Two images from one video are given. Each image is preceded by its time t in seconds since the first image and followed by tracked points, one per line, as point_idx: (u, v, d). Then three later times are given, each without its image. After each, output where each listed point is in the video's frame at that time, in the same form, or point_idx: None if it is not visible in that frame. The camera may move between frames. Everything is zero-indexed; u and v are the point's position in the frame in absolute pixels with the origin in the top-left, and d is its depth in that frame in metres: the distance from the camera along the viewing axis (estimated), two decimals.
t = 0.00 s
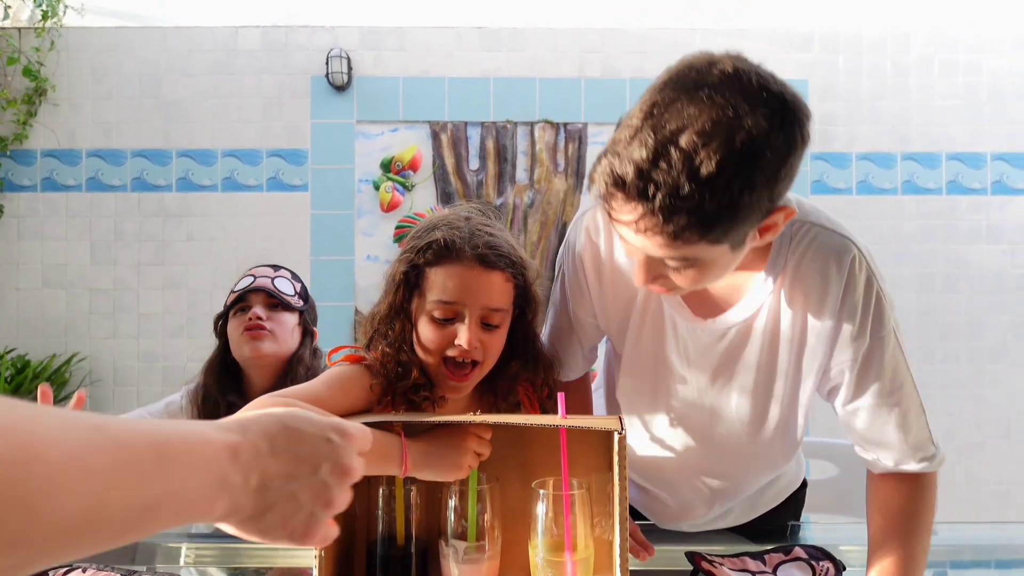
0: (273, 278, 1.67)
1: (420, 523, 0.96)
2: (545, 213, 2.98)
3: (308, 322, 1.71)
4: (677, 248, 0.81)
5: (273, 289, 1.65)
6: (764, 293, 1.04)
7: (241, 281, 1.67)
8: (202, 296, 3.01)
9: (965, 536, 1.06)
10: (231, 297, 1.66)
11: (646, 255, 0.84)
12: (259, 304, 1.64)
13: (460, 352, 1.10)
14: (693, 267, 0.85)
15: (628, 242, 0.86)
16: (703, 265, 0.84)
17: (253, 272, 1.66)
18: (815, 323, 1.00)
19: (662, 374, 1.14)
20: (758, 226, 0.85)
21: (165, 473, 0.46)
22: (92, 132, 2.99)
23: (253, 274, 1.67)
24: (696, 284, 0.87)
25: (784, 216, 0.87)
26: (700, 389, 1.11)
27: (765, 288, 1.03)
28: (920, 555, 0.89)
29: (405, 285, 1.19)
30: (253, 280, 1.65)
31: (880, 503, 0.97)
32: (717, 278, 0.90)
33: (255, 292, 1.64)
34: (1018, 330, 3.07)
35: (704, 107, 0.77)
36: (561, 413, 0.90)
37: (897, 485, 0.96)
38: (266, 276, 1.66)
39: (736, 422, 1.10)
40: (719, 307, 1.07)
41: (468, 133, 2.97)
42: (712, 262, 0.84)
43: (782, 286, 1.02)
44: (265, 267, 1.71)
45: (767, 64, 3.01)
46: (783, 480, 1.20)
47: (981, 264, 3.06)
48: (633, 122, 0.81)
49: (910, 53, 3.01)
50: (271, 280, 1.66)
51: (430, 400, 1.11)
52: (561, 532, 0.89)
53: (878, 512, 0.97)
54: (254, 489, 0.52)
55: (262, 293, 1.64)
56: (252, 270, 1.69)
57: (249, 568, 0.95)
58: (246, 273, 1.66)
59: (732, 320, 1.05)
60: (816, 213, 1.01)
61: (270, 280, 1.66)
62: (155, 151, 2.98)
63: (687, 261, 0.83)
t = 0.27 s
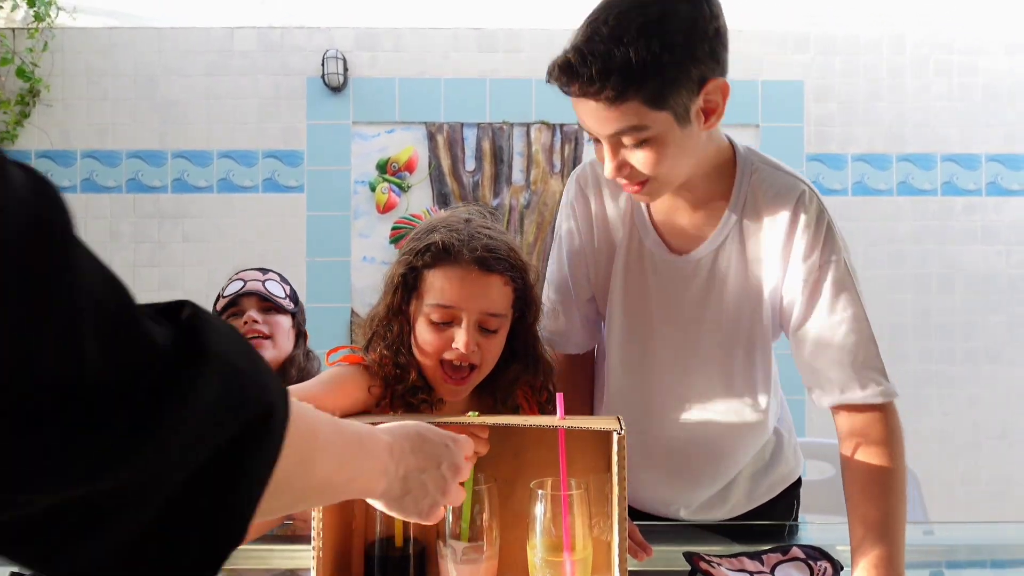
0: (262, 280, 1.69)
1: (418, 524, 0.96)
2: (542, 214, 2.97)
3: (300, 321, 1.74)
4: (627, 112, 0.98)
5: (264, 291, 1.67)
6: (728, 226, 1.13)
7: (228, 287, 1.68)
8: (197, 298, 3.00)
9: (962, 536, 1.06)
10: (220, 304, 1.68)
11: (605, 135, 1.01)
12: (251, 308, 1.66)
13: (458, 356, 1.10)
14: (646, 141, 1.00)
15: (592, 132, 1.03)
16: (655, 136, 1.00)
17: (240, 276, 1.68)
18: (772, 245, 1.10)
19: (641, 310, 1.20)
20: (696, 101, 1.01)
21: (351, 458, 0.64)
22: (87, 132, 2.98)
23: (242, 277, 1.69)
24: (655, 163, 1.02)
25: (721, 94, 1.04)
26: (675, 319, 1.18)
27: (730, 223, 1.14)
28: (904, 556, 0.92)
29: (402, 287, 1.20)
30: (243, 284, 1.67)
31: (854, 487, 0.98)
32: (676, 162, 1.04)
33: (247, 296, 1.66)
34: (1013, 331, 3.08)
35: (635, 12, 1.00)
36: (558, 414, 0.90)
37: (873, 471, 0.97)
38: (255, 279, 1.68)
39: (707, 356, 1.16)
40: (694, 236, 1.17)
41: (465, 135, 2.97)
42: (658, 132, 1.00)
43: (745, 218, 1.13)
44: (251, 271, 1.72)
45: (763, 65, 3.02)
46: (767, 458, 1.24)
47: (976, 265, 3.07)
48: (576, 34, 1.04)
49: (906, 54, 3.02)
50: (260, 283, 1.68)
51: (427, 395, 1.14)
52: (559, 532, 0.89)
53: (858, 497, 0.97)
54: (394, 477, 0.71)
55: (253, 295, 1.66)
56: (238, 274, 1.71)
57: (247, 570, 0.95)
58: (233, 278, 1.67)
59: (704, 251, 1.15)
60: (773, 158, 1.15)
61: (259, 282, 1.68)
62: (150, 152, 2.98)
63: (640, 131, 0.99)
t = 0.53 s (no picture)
0: (259, 281, 1.65)
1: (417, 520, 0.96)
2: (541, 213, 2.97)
3: (301, 320, 1.70)
4: (600, 70, 1.18)
5: (262, 293, 1.63)
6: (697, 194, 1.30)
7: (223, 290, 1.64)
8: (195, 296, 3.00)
9: (962, 536, 1.06)
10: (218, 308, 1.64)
11: (584, 98, 1.20)
12: (251, 311, 1.62)
13: (460, 357, 1.10)
14: (619, 98, 1.20)
15: (573, 103, 1.22)
16: (626, 91, 1.19)
17: (235, 278, 1.64)
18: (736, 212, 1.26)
19: (625, 283, 1.34)
20: (652, 62, 1.23)
21: (398, 474, 0.64)
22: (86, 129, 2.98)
23: (237, 278, 1.65)
24: (630, 119, 1.21)
25: (671, 59, 1.25)
26: (657, 287, 1.32)
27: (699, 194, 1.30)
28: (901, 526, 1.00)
29: (406, 286, 1.19)
30: (240, 286, 1.63)
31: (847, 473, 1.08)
32: (648, 116, 1.23)
33: (245, 299, 1.62)
34: (1012, 332, 3.08)
35: (598, 0, 1.23)
36: (558, 412, 0.90)
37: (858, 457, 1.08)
38: (252, 281, 1.64)
39: (687, 318, 1.30)
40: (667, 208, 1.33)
41: (464, 133, 2.97)
42: (628, 88, 1.19)
43: (711, 188, 1.29)
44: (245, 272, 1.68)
45: (763, 65, 3.01)
46: (756, 443, 1.35)
47: (974, 266, 3.08)
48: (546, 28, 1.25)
49: (905, 55, 3.02)
50: (257, 284, 1.64)
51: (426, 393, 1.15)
52: (559, 530, 0.89)
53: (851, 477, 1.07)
54: (436, 487, 0.70)
55: (251, 298, 1.62)
56: (232, 276, 1.67)
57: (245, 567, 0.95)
58: (230, 281, 1.63)
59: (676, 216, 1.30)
60: (734, 139, 1.33)
61: (256, 283, 1.64)
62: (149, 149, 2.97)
63: (612, 88, 1.19)
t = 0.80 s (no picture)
0: (266, 282, 1.63)
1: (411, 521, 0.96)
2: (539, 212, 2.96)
3: (304, 324, 1.67)
4: (609, 66, 1.18)
5: (269, 295, 1.61)
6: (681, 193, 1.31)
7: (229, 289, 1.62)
8: (192, 295, 2.99)
9: (958, 537, 1.06)
10: (222, 306, 1.61)
11: (590, 92, 1.19)
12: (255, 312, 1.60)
13: (459, 365, 1.09)
14: (623, 95, 1.20)
15: (576, 95, 1.21)
16: (632, 89, 1.20)
17: (243, 278, 1.62)
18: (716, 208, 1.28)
19: (611, 275, 1.34)
20: (654, 67, 1.24)
21: (343, 543, 0.59)
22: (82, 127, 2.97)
23: (244, 278, 1.63)
24: (631, 116, 1.21)
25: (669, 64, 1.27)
26: (645, 282, 1.32)
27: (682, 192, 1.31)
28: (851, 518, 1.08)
29: (407, 290, 1.18)
30: (245, 287, 1.61)
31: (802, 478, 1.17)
32: (648, 115, 1.24)
33: (251, 300, 1.60)
34: (1008, 333, 3.09)
35: None
36: (553, 413, 0.89)
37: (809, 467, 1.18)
38: (259, 282, 1.61)
39: (677, 313, 1.30)
40: (655, 203, 1.33)
41: (462, 132, 2.97)
42: (632, 86, 1.20)
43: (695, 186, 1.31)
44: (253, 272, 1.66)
45: (760, 65, 3.01)
46: (735, 437, 1.37)
47: (971, 266, 3.08)
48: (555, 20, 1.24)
49: (903, 56, 3.03)
50: (263, 286, 1.62)
51: (419, 397, 1.15)
52: (553, 531, 0.89)
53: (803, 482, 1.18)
54: (389, 538, 0.65)
55: (257, 300, 1.60)
56: (240, 275, 1.65)
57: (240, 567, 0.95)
58: (235, 280, 1.61)
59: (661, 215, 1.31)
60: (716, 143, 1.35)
61: (263, 285, 1.62)
62: (146, 148, 2.97)
63: (618, 85, 1.19)
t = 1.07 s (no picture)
0: (269, 283, 1.58)
1: (409, 521, 0.96)
2: (537, 212, 2.95)
3: (306, 325, 1.65)
4: (596, 59, 1.20)
5: (272, 299, 1.57)
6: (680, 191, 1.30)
7: (231, 288, 1.58)
8: (190, 294, 2.99)
9: (955, 537, 1.07)
10: (223, 305, 1.58)
11: (581, 82, 1.23)
12: (257, 315, 1.57)
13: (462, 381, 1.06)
14: (612, 87, 1.21)
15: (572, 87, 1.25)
16: (620, 82, 1.21)
17: (246, 277, 1.57)
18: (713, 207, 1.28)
19: (612, 269, 1.35)
20: (652, 65, 1.23)
21: None
22: (80, 126, 2.96)
23: (246, 279, 1.58)
24: (620, 108, 1.22)
25: (672, 64, 1.25)
26: (641, 276, 1.33)
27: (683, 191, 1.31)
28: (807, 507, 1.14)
29: (407, 303, 1.12)
30: (248, 288, 1.56)
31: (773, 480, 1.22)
32: (641, 109, 1.24)
33: (253, 301, 1.57)
34: (1005, 333, 3.10)
35: None
36: (551, 414, 0.89)
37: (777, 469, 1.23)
38: (262, 283, 1.57)
39: (671, 308, 1.31)
40: (656, 202, 1.33)
41: (460, 132, 2.97)
42: (622, 80, 1.21)
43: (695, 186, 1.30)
44: (255, 269, 1.61)
45: (758, 65, 3.02)
46: (729, 437, 1.37)
47: (968, 267, 3.08)
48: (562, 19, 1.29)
49: (900, 56, 3.03)
50: (266, 288, 1.58)
51: (419, 404, 1.13)
52: (551, 532, 0.89)
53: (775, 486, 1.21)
54: None
55: (259, 302, 1.57)
56: (241, 273, 1.60)
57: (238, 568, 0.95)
58: (237, 280, 1.56)
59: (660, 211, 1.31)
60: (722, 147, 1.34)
61: (266, 286, 1.58)
62: (143, 147, 2.96)
63: (607, 77, 1.20)
